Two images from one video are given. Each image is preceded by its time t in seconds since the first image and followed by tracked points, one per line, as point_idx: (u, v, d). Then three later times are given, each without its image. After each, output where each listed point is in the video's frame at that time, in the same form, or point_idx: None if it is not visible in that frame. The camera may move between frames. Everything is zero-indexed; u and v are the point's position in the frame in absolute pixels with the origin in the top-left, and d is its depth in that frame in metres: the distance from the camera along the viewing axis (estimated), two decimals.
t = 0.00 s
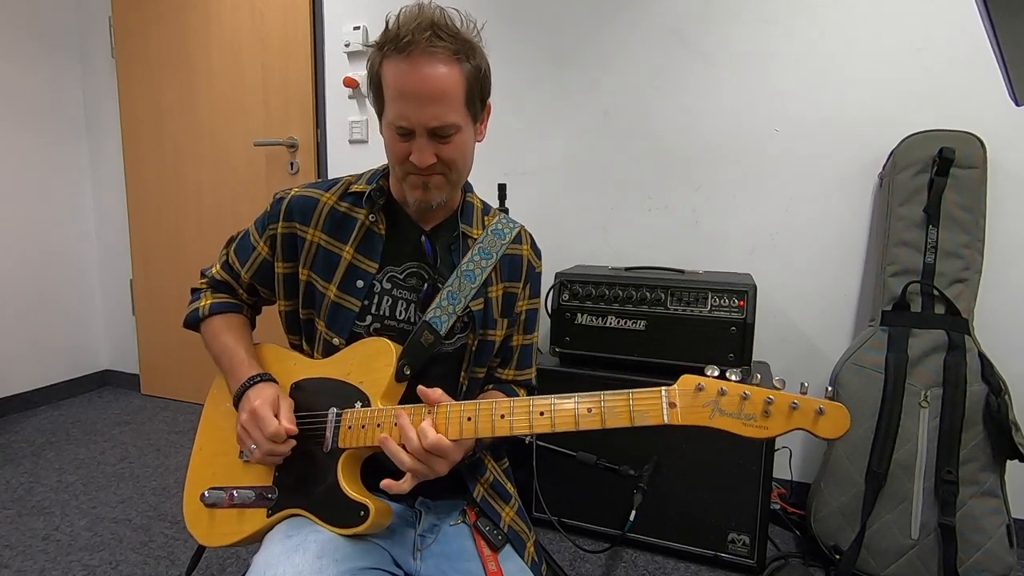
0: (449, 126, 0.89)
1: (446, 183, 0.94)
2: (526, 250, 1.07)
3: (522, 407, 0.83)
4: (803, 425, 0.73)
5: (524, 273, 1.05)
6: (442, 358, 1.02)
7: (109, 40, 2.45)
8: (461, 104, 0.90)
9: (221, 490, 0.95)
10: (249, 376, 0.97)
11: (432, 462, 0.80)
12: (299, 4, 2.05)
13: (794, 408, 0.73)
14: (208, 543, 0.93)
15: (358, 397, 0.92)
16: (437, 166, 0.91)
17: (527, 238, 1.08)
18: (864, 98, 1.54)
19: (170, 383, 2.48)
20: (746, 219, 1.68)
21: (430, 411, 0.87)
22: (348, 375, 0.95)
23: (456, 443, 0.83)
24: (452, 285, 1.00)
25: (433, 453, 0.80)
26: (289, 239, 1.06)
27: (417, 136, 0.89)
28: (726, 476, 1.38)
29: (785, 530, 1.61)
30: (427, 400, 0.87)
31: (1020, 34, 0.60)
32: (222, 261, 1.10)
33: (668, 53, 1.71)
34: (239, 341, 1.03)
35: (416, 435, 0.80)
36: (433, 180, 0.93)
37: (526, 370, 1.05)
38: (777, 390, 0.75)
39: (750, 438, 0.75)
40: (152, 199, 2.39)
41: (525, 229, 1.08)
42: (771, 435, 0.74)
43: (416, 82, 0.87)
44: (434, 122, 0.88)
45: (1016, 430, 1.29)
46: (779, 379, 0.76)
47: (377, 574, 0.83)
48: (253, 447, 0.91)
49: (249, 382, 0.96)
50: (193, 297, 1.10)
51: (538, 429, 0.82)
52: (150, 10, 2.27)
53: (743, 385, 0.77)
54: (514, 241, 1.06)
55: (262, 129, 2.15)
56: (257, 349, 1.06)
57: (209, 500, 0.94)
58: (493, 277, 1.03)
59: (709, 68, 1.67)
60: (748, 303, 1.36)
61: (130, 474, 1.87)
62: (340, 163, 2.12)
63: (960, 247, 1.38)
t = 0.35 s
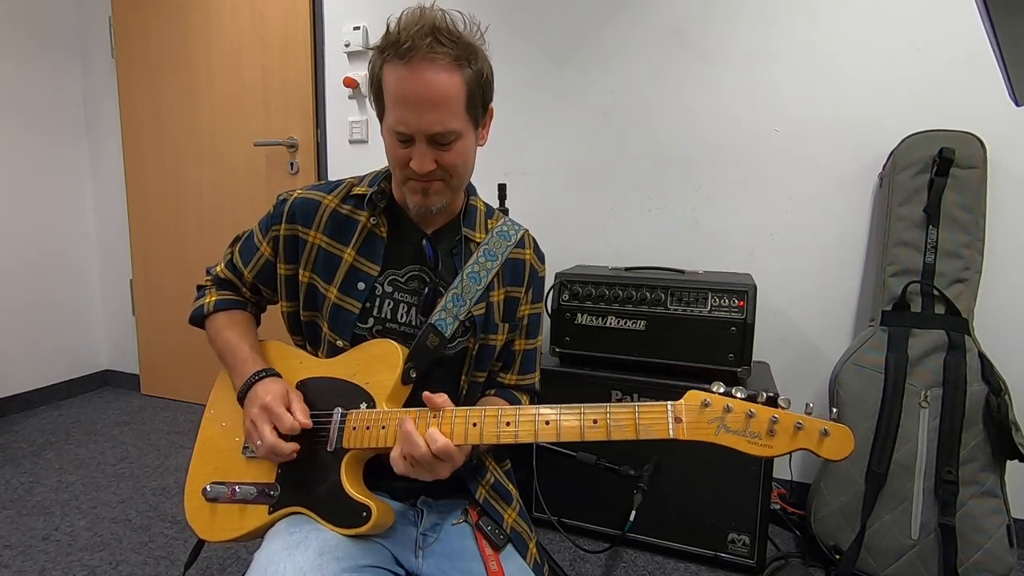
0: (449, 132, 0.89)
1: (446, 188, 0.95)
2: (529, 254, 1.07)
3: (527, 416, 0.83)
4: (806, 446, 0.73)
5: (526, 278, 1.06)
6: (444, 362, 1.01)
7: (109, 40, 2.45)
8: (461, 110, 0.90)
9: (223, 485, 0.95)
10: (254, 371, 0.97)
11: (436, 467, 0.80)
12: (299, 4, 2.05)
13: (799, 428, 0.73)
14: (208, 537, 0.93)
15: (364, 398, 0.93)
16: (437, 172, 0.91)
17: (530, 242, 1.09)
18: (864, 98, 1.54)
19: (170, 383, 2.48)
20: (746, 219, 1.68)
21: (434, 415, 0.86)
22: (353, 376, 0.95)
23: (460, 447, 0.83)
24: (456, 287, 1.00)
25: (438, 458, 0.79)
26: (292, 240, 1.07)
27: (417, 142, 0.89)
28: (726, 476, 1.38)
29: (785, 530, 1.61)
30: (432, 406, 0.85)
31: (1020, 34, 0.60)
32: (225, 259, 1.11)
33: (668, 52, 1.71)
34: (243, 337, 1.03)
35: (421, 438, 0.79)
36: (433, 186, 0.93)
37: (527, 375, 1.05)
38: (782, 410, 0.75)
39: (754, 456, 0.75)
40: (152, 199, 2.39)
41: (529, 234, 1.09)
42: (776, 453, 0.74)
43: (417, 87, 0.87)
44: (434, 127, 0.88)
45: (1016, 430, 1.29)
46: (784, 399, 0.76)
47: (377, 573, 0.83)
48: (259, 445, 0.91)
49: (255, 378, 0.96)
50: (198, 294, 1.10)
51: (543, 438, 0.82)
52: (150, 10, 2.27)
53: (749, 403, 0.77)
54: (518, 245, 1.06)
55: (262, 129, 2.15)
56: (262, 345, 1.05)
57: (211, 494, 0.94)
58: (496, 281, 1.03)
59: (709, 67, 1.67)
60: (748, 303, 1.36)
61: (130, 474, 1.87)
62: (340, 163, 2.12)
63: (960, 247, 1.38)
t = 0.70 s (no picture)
0: (456, 132, 0.89)
1: (450, 187, 0.95)
2: (532, 255, 1.07)
3: (527, 408, 0.83)
4: (804, 429, 0.73)
5: (529, 279, 1.05)
6: (445, 362, 1.01)
7: (109, 40, 2.45)
8: (469, 110, 0.90)
9: (223, 487, 0.95)
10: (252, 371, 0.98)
11: (428, 459, 0.80)
12: (299, 4, 2.05)
13: (796, 412, 0.73)
14: (210, 539, 0.93)
15: (364, 397, 0.93)
16: (443, 171, 0.92)
17: (533, 242, 1.08)
18: (864, 98, 1.54)
19: (170, 383, 2.48)
20: (746, 219, 1.68)
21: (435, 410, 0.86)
22: (353, 374, 0.96)
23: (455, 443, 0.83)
24: (458, 286, 1.00)
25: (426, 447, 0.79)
26: (295, 241, 1.06)
27: (424, 140, 0.89)
28: (726, 476, 1.38)
29: (785, 530, 1.61)
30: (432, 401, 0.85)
31: (1020, 34, 0.60)
32: (229, 259, 1.11)
33: (668, 53, 1.71)
34: (244, 340, 1.03)
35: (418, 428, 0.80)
36: (437, 185, 0.93)
37: (528, 375, 1.06)
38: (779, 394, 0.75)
39: (753, 441, 0.75)
40: (152, 199, 2.39)
41: (532, 233, 1.09)
42: (774, 437, 0.74)
43: (426, 85, 0.87)
44: (442, 126, 0.88)
45: (1016, 430, 1.29)
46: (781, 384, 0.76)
47: (379, 573, 0.83)
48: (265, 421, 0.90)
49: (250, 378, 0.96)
50: (198, 295, 1.10)
51: (542, 431, 0.82)
52: (150, 10, 2.27)
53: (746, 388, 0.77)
54: (521, 245, 1.06)
55: (262, 129, 2.15)
56: (261, 348, 1.05)
57: (212, 496, 0.94)
58: (499, 281, 1.03)
59: (709, 68, 1.67)
60: (748, 303, 1.36)
61: (130, 474, 1.87)
62: (340, 163, 2.12)
63: (960, 247, 1.38)
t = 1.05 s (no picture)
0: (458, 136, 0.90)
1: (452, 191, 0.95)
2: (531, 255, 1.07)
3: (528, 412, 0.83)
4: (805, 436, 0.73)
5: (529, 279, 1.05)
6: (445, 363, 1.01)
7: (109, 40, 2.45)
8: (470, 113, 0.91)
9: (223, 486, 0.95)
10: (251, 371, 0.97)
11: (430, 461, 0.80)
12: (299, 4, 2.05)
13: (797, 419, 0.73)
14: (209, 538, 0.93)
15: (367, 398, 0.92)
16: (445, 175, 0.92)
17: (532, 242, 1.08)
18: (864, 98, 1.54)
19: (170, 383, 2.48)
20: (746, 219, 1.68)
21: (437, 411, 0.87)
22: (356, 376, 0.95)
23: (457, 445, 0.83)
24: (458, 287, 1.00)
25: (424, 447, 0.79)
26: (294, 242, 1.06)
27: (426, 145, 0.89)
28: (726, 476, 1.38)
29: (785, 530, 1.61)
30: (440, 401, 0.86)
31: (1020, 34, 0.60)
32: (230, 260, 1.11)
33: (669, 53, 1.71)
34: (243, 338, 1.03)
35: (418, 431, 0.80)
36: (440, 189, 0.93)
37: (531, 375, 1.06)
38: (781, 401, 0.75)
39: (754, 447, 0.75)
40: (152, 199, 2.39)
41: (532, 233, 1.09)
42: (774, 444, 0.74)
43: (427, 91, 0.87)
44: (444, 131, 0.88)
45: (1016, 430, 1.29)
46: (783, 390, 0.76)
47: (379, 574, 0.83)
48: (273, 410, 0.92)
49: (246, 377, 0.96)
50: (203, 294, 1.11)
51: (543, 434, 0.82)
52: (150, 10, 2.27)
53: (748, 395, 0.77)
54: (521, 246, 1.06)
55: (262, 128, 2.15)
56: (262, 348, 1.05)
57: (212, 495, 0.94)
58: (498, 282, 1.03)
59: (709, 67, 1.67)
60: (748, 303, 1.36)
61: (130, 474, 1.87)
62: (341, 163, 2.12)
63: (960, 247, 1.38)
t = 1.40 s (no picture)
0: (463, 129, 0.90)
1: (454, 184, 0.95)
2: (529, 255, 1.07)
3: (526, 412, 0.83)
4: (803, 437, 0.73)
5: (525, 279, 1.05)
6: (442, 361, 1.02)
7: (109, 40, 2.45)
8: (475, 108, 0.91)
9: (222, 485, 0.95)
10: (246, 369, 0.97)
11: (450, 458, 0.79)
12: (299, 4, 2.05)
13: (796, 420, 0.73)
14: (209, 537, 0.93)
15: (365, 397, 0.93)
16: (448, 168, 0.92)
17: (530, 243, 1.08)
18: (864, 98, 1.54)
19: (170, 383, 2.48)
20: (746, 219, 1.68)
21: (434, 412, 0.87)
22: (353, 375, 0.95)
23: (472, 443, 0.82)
24: (457, 287, 1.00)
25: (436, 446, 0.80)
26: (291, 239, 1.07)
27: (431, 136, 0.89)
28: (726, 476, 1.38)
29: (785, 530, 1.61)
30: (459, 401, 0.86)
31: (1020, 34, 0.60)
32: (228, 255, 1.12)
33: (669, 53, 1.70)
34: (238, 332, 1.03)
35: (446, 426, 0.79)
36: (442, 181, 0.93)
37: (528, 378, 1.06)
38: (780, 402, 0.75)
39: (752, 448, 0.75)
40: (152, 199, 2.39)
41: (529, 235, 1.08)
42: (773, 446, 0.74)
43: (435, 82, 0.88)
44: (450, 123, 0.88)
45: (1016, 430, 1.29)
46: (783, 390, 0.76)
47: (377, 573, 0.83)
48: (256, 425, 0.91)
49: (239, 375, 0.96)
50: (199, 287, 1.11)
51: (541, 434, 0.82)
52: (150, 10, 2.27)
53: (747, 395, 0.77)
54: (518, 246, 1.06)
55: (262, 129, 2.15)
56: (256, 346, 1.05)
57: (212, 494, 0.94)
58: (496, 282, 1.03)
59: (709, 67, 1.67)
60: (748, 303, 1.36)
61: (130, 474, 1.87)
62: (340, 163, 2.12)
63: (960, 247, 1.38)
